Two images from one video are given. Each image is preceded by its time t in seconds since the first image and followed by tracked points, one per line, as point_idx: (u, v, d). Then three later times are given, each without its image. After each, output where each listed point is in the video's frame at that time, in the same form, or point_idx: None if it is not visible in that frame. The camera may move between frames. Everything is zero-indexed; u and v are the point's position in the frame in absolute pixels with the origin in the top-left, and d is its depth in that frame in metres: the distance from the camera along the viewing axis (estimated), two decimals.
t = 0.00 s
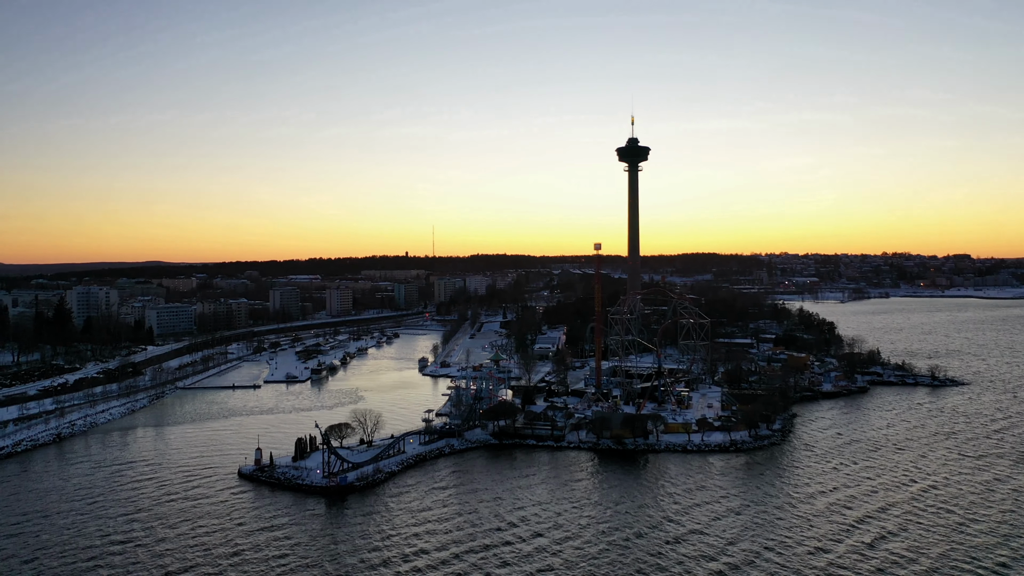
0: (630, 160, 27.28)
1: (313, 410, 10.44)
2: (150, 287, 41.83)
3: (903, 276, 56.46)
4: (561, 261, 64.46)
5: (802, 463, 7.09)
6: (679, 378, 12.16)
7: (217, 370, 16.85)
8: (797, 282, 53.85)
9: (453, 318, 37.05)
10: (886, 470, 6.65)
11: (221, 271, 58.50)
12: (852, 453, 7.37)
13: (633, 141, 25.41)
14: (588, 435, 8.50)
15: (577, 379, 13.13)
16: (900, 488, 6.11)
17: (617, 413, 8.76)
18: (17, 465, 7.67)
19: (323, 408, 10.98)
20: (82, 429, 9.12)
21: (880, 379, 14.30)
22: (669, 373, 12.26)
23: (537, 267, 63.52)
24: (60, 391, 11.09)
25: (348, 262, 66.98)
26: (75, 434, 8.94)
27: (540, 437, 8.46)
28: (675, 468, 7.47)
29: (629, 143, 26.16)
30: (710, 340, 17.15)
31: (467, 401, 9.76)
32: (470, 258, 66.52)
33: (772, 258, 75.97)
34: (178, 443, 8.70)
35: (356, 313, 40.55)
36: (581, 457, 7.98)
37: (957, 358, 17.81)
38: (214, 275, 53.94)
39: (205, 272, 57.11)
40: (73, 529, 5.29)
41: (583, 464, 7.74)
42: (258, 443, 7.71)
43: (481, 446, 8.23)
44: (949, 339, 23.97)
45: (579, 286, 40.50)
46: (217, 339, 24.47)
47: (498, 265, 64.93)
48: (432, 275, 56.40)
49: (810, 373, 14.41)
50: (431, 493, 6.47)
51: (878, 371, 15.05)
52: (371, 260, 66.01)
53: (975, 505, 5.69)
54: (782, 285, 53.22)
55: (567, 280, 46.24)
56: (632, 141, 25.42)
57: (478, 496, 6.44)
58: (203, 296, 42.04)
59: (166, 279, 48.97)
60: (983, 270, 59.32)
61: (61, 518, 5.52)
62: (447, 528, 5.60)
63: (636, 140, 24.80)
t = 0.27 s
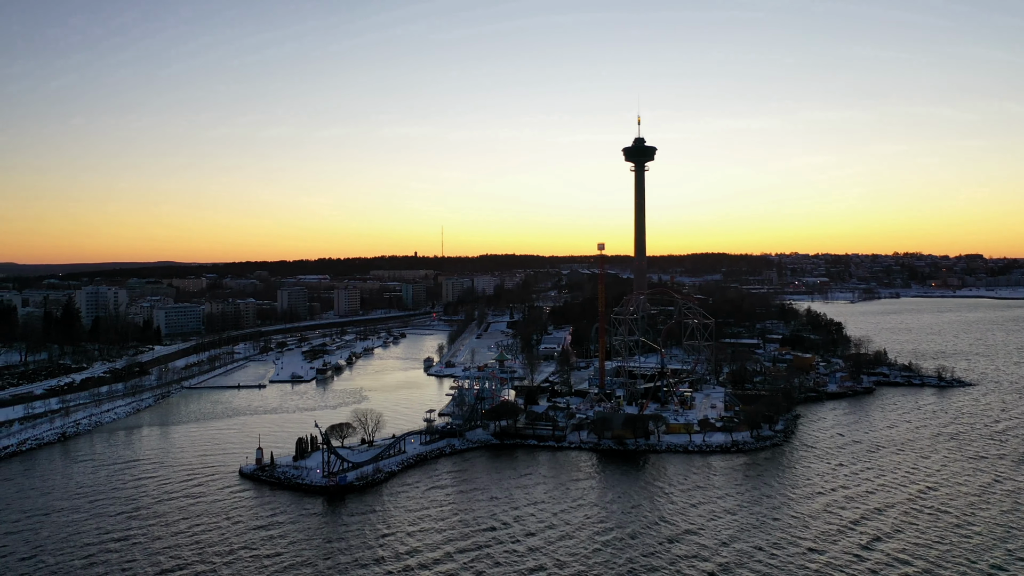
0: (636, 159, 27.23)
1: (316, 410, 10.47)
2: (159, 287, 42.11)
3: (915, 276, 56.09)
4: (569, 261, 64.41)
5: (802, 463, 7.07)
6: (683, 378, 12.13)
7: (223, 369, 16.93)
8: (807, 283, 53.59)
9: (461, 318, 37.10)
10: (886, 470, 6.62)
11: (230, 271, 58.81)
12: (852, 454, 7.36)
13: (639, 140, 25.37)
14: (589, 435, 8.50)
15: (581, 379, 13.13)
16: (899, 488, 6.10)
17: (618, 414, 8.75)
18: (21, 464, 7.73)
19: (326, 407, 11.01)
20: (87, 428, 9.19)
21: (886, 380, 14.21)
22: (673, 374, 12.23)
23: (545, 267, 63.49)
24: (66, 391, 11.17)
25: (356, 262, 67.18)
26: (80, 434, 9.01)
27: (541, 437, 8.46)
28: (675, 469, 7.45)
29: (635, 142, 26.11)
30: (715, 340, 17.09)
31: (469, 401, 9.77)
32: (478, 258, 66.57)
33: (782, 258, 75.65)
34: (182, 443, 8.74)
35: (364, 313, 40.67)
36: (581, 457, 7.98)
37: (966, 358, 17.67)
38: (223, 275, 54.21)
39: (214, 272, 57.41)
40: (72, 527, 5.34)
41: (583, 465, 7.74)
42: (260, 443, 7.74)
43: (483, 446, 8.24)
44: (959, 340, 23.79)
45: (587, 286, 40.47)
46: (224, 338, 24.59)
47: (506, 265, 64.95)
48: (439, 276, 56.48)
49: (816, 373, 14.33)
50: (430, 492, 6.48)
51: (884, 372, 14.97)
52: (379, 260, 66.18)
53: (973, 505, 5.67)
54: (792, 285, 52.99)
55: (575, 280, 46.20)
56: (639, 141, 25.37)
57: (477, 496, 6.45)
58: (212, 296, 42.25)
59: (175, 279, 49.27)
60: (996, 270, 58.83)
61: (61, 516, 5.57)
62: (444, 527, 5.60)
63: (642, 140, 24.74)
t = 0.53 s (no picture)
0: (643, 159, 27.17)
1: (320, 409, 10.51)
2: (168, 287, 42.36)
3: (927, 276, 55.66)
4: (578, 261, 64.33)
5: (804, 464, 7.04)
6: (687, 378, 12.09)
7: (229, 369, 17.01)
8: (817, 282, 53.31)
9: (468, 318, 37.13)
10: (887, 471, 6.57)
11: (239, 271, 59.08)
12: (853, 454, 7.34)
13: (645, 140, 25.33)
14: (591, 435, 8.50)
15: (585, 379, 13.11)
16: (897, 488, 6.08)
17: (620, 414, 8.74)
18: (26, 462, 7.79)
19: (330, 407, 11.04)
20: (92, 427, 9.26)
21: (893, 380, 14.12)
22: (677, 374, 12.19)
23: (553, 267, 63.43)
24: (73, 390, 11.25)
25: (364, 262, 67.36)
26: (86, 432, 9.07)
27: (543, 437, 8.46)
28: (675, 469, 7.45)
29: (641, 142, 26.06)
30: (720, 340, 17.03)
31: (471, 400, 9.76)
32: (486, 258, 66.60)
33: (792, 258, 75.26)
34: (185, 442, 8.79)
35: (372, 313, 40.77)
36: (583, 457, 7.97)
37: (975, 359, 17.53)
38: (232, 275, 54.46)
39: (223, 271, 57.73)
40: (72, 525, 5.38)
41: (584, 464, 7.73)
42: (262, 442, 7.77)
43: (484, 446, 8.24)
44: (969, 340, 23.60)
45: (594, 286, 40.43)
46: (232, 338, 24.71)
47: (514, 265, 64.94)
48: (447, 275, 56.53)
49: (821, 374, 14.26)
50: (429, 492, 6.49)
51: (890, 372, 14.87)
52: (387, 260, 66.32)
53: (971, 505, 5.65)
54: (804, 285, 52.70)
55: (583, 280, 46.16)
56: (645, 140, 25.33)
57: (475, 495, 6.46)
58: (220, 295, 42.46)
59: (185, 279, 49.57)
60: (1009, 270, 58.30)
61: (61, 513, 5.61)
62: (440, 527, 5.61)
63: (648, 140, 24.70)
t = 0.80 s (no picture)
0: (650, 159, 27.11)
1: (323, 409, 10.54)
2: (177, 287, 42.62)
3: (939, 276, 55.19)
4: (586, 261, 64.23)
5: (805, 465, 7.02)
6: (691, 379, 12.05)
7: (236, 369, 17.09)
8: (828, 282, 53.02)
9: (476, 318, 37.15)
10: (888, 472, 6.54)
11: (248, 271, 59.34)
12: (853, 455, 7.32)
13: (652, 140, 25.27)
14: (592, 436, 8.49)
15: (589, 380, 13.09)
16: (896, 489, 6.05)
17: (622, 414, 8.73)
18: (31, 460, 7.85)
19: (333, 407, 11.08)
20: (98, 426, 9.33)
21: (899, 381, 14.03)
22: (680, 375, 12.15)
23: (561, 267, 63.39)
24: (79, 389, 11.33)
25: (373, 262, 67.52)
26: (91, 431, 9.14)
27: (544, 438, 8.46)
28: (676, 469, 7.44)
29: (648, 142, 26.00)
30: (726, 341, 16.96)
31: (473, 400, 9.77)
32: (494, 258, 66.60)
33: (803, 258, 74.85)
34: (188, 441, 8.84)
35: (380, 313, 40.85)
36: (584, 457, 7.97)
37: (984, 360, 17.37)
38: (241, 275, 54.73)
39: (233, 271, 58.02)
40: (72, 522, 5.43)
41: (584, 465, 7.73)
42: (263, 442, 7.81)
43: (485, 446, 8.25)
44: (980, 340, 23.39)
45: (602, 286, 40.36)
46: (240, 338, 24.82)
47: (522, 265, 64.91)
48: (455, 275, 56.59)
49: (827, 374, 14.19)
50: (428, 491, 6.51)
51: (897, 373, 14.77)
52: (395, 260, 66.46)
53: (969, 505, 5.64)
54: (815, 285, 52.37)
55: (591, 280, 46.07)
56: (652, 140, 25.27)
57: (474, 495, 6.48)
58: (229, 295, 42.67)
59: (194, 279, 49.85)
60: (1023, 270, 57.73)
61: (63, 511, 5.66)
62: (437, 527, 5.61)
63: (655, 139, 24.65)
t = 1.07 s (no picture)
0: (657, 159, 27.05)
1: (327, 409, 10.58)
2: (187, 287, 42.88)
3: (952, 276, 54.74)
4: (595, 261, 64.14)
5: (806, 466, 7.00)
6: (696, 379, 12.02)
7: (242, 368, 17.19)
8: (838, 282, 52.75)
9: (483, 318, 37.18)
10: (889, 474, 6.51)
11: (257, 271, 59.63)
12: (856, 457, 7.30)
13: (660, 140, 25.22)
14: (594, 436, 8.48)
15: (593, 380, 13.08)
16: (896, 490, 6.02)
17: (624, 415, 8.72)
18: (36, 458, 7.92)
19: (337, 407, 11.12)
20: (103, 425, 9.40)
21: (906, 382, 13.95)
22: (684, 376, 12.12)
23: (570, 267, 63.34)
24: (86, 388, 11.43)
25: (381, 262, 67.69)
26: (96, 430, 9.21)
27: (545, 438, 8.46)
28: (677, 470, 7.43)
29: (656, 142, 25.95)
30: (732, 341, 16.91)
31: (476, 400, 9.78)
32: (502, 259, 66.62)
33: (813, 258, 74.46)
34: (192, 440, 8.90)
35: (388, 313, 40.95)
36: (585, 458, 7.97)
37: (994, 361, 17.22)
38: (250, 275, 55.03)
39: (242, 271, 58.33)
40: (73, 519, 5.48)
41: (586, 465, 7.72)
42: (265, 441, 7.85)
43: (487, 446, 8.26)
44: (991, 341, 23.20)
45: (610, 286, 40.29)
46: (247, 338, 24.95)
47: (531, 265, 64.90)
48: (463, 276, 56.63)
49: (833, 375, 14.13)
50: (428, 490, 6.53)
51: (904, 374, 14.67)
52: (404, 260, 66.60)
53: (968, 506, 5.61)
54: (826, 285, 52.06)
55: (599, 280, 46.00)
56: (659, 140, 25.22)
57: (474, 494, 6.50)
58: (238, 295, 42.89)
59: (203, 279, 50.14)
60: None
61: (65, 508, 5.71)
62: (433, 526, 5.62)
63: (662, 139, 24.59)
